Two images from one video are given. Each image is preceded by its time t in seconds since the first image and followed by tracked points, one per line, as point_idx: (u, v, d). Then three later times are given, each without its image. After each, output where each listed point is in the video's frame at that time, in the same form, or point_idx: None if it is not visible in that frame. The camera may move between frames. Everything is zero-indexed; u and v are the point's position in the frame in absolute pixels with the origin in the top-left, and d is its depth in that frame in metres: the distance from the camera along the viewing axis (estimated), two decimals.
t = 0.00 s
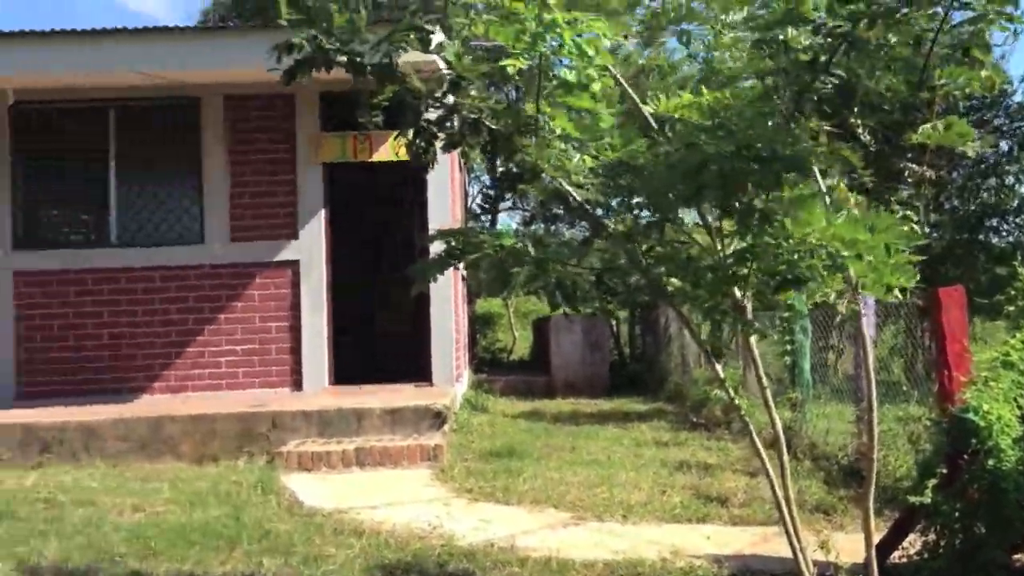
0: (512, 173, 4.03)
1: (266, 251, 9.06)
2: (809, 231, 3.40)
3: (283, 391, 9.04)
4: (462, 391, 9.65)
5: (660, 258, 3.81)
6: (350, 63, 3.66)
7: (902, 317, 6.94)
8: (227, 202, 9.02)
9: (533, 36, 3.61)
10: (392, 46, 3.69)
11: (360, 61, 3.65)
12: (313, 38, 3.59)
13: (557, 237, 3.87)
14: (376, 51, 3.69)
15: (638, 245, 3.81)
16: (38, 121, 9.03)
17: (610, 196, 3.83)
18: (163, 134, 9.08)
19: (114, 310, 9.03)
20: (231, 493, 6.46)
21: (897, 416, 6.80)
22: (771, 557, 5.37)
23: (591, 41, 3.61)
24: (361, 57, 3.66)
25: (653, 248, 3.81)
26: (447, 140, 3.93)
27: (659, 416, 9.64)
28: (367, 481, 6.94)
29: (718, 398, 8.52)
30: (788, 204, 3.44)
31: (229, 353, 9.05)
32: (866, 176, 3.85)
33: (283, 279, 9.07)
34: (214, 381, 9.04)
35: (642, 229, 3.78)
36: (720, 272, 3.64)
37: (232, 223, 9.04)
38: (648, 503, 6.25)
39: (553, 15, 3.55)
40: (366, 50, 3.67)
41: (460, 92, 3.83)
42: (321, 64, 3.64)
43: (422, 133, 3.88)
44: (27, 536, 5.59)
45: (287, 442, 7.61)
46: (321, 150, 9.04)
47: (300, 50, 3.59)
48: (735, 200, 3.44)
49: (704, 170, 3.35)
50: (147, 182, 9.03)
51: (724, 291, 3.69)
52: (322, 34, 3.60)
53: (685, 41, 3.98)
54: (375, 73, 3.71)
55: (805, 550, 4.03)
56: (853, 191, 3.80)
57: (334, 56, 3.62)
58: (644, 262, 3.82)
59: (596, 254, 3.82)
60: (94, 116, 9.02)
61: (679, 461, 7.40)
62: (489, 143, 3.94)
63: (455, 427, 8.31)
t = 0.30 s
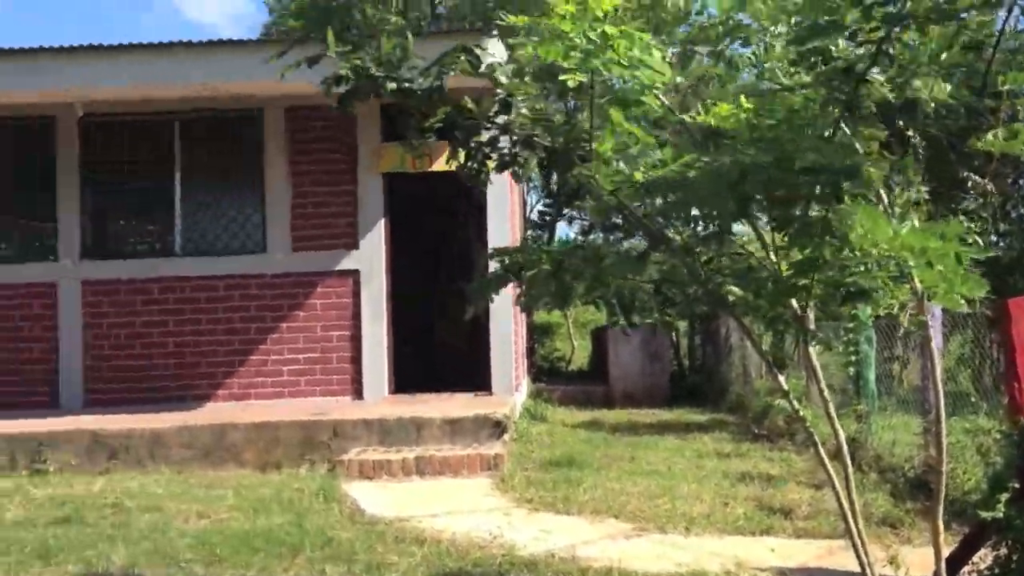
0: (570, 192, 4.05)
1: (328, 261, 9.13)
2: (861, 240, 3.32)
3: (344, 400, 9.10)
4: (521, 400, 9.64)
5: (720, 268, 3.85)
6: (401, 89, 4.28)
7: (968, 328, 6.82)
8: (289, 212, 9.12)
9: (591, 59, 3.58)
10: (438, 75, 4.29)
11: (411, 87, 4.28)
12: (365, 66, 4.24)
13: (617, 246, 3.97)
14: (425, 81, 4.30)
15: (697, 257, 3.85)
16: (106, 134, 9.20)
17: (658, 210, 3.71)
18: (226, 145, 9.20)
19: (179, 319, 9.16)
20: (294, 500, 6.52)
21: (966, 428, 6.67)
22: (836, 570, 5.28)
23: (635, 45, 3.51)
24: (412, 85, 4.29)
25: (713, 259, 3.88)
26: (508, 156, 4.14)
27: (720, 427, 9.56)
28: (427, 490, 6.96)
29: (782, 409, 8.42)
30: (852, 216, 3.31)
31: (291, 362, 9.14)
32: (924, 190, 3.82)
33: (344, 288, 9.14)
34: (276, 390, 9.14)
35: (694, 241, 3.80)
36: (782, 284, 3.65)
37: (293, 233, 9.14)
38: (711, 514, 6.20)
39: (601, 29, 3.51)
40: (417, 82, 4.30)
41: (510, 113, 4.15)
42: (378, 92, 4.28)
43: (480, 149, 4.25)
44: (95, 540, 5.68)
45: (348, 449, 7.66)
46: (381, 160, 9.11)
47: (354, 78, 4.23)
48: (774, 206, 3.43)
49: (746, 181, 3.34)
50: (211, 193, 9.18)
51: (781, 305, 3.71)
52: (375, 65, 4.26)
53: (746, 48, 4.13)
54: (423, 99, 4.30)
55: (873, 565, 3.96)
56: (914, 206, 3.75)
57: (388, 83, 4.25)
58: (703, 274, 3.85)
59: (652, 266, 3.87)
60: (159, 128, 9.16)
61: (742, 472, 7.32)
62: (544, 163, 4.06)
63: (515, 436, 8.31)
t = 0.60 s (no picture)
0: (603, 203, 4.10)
1: (371, 266, 9.17)
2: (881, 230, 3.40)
3: (388, 404, 9.13)
4: (564, 405, 9.61)
5: (762, 276, 3.82)
6: (430, 113, 4.23)
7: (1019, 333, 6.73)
8: (331, 217, 9.18)
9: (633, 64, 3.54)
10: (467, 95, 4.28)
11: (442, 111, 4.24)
12: (396, 89, 4.10)
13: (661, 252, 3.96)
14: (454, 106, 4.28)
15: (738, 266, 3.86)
16: (153, 139, 9.31)
17: (696, 222, 3.88)
18: (270, 150, 9.28)
19: (225, 323, 9.25)
20: (340, 504, 6.55)
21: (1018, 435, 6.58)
22: None
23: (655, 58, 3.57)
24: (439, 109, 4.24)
25: (754, 266, 3.85)
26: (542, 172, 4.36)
27: (765, 433, 9.49)
28: (471, 495, 6.96)
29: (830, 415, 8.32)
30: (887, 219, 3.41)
31: (335, 366, 9.19)
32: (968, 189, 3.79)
33: (387, 292, 9.18)
34: (320, 394, 9.19)
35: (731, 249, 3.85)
36: (825, 290, 3.64)
37: (335, 238, 9.19)
38: (757, 521, 6.15)
39: (618, 47, 3.49)
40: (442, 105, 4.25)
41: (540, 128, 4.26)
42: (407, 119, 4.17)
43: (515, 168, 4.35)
44: (145, 543, 5.75)
45: (393, 454, 7.69)
46: (424, 167, 9.11)
47: (386, 103, 4.08)
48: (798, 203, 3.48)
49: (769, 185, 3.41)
50: (256, 198, 9.26)
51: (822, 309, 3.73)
52: (405, 89, 4.14)
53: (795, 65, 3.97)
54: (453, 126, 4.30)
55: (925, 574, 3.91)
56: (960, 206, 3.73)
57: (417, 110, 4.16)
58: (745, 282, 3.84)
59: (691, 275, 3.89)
60: (205, 133, 9.25)
61: (788, 479, 7.25)
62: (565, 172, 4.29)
63: (558, 441, 8.29)
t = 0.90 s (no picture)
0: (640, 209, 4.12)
1: (404, 267, 9.20)
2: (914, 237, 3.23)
3: (421, 405, 9.14)
4: (598, 406, 9.58)
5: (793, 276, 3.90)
6: (456, 130, 4.22)
7: None
8: (363, 218, 9.21)
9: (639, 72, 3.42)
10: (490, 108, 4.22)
11: (469, 127, 4.23)
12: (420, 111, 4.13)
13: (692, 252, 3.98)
14: (480, 120, 4.25)
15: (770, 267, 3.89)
16: (189, 141, 9.39)
17: (728, 227, 3.77)
18: (303, 151, 9.31)
19: (260, 323, 9.30)
20: (374, 504, 6.57)
21: None
22: None
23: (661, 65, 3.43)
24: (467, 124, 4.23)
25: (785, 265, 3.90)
26: (572, 181, 4.27)
27: (801, 434, 9.42)
28: (505, 496, 6.95)
29: (867, 417, 8.25)
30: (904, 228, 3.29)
31: (368, 367, 9.22)
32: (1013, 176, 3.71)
33: (420, 292, 9.19)
34: (354, 394, 9.21)
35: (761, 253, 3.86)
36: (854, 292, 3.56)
37: (368, 239, 9.21)
38: (793, 523, 6.10)
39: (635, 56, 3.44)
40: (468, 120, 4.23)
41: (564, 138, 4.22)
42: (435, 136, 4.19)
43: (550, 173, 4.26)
44: (182, 542, 5.79)
45: (426, 454, 7.70)
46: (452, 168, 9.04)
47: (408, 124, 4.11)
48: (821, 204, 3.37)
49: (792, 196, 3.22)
50: (289, 199, 9.30)
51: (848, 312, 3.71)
52: (429, 109, 4.15)
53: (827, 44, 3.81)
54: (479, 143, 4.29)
55: None
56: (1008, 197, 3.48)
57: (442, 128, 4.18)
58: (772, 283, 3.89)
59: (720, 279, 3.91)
60: (240, 135, 9.31)
61: (824, 481, 7.19)
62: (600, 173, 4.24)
63: (592, 442, 8.27)
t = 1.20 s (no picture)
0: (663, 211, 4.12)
1: (433, 267, 9.21)
2: (948, 240, 3.23)
3: (451, 405, 9.15)
4: (627, 407, 9.56)
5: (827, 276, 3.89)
6: (487, 135, 4.13)
7: None
8: (394, 219, 9.23)
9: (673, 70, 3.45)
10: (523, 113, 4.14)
11: (499, 132, 4.13)
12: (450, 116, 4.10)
13: (723, 253, 4.01)
14: (510, 125, 4.14)
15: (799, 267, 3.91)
16: (221, 142, 9.45)
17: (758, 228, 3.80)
18: (334, 152, 9.35)
19: (290, 323, 9.34)
20: (404, 504, 6.59)
21: None
22: None
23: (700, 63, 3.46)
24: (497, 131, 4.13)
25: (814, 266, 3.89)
26: (607, 183, 4.22)
27: (833, 436, 9.35)
28: (535, 496, 6.95)
29: (901, 418, 8.17)
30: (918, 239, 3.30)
31: (398, 367, 9.24)
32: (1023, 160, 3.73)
33: (450, 293, 9.20)
34: (384, 394, 9.24)
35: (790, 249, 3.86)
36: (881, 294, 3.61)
37: (399, 240, 9.24)
38: (826, 526, 6.06)
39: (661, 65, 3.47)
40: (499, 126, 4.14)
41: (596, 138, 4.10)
42: (465, 145, 4.16)
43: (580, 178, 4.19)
44: (214, 540, 5.83)
45: (456, 454, 7.71)
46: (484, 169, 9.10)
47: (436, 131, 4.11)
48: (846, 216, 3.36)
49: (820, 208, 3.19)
50: (320, 200, 9.36)
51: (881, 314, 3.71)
52: (458, 113, 4.11)
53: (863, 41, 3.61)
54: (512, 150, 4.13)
55: None
56: None
57: (473, 136, 4.12)
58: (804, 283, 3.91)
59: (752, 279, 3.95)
60: (271, 136, 9.37)
61: (857, 483, 7.14)
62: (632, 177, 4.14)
63: (622, 443, 8.25)
